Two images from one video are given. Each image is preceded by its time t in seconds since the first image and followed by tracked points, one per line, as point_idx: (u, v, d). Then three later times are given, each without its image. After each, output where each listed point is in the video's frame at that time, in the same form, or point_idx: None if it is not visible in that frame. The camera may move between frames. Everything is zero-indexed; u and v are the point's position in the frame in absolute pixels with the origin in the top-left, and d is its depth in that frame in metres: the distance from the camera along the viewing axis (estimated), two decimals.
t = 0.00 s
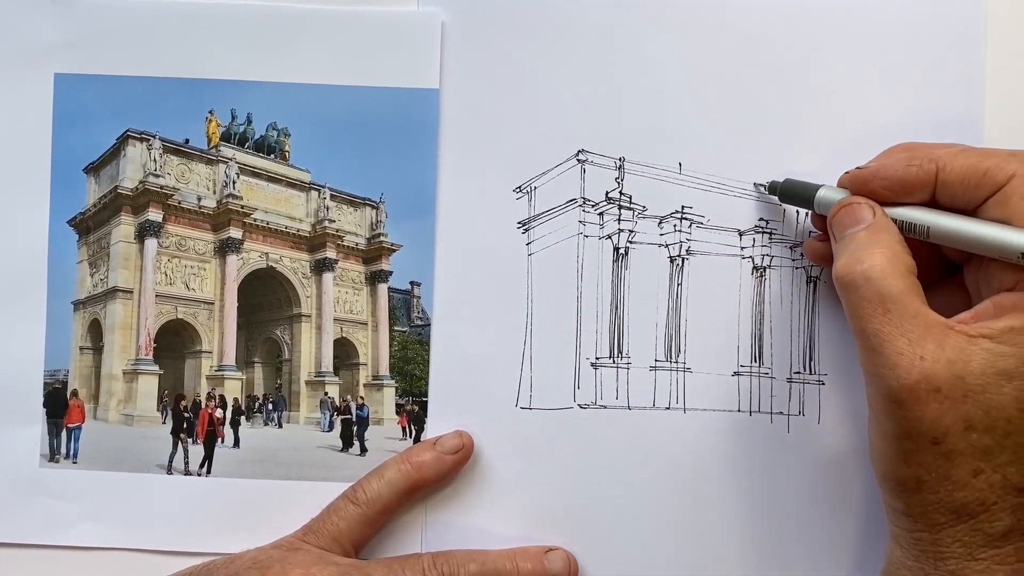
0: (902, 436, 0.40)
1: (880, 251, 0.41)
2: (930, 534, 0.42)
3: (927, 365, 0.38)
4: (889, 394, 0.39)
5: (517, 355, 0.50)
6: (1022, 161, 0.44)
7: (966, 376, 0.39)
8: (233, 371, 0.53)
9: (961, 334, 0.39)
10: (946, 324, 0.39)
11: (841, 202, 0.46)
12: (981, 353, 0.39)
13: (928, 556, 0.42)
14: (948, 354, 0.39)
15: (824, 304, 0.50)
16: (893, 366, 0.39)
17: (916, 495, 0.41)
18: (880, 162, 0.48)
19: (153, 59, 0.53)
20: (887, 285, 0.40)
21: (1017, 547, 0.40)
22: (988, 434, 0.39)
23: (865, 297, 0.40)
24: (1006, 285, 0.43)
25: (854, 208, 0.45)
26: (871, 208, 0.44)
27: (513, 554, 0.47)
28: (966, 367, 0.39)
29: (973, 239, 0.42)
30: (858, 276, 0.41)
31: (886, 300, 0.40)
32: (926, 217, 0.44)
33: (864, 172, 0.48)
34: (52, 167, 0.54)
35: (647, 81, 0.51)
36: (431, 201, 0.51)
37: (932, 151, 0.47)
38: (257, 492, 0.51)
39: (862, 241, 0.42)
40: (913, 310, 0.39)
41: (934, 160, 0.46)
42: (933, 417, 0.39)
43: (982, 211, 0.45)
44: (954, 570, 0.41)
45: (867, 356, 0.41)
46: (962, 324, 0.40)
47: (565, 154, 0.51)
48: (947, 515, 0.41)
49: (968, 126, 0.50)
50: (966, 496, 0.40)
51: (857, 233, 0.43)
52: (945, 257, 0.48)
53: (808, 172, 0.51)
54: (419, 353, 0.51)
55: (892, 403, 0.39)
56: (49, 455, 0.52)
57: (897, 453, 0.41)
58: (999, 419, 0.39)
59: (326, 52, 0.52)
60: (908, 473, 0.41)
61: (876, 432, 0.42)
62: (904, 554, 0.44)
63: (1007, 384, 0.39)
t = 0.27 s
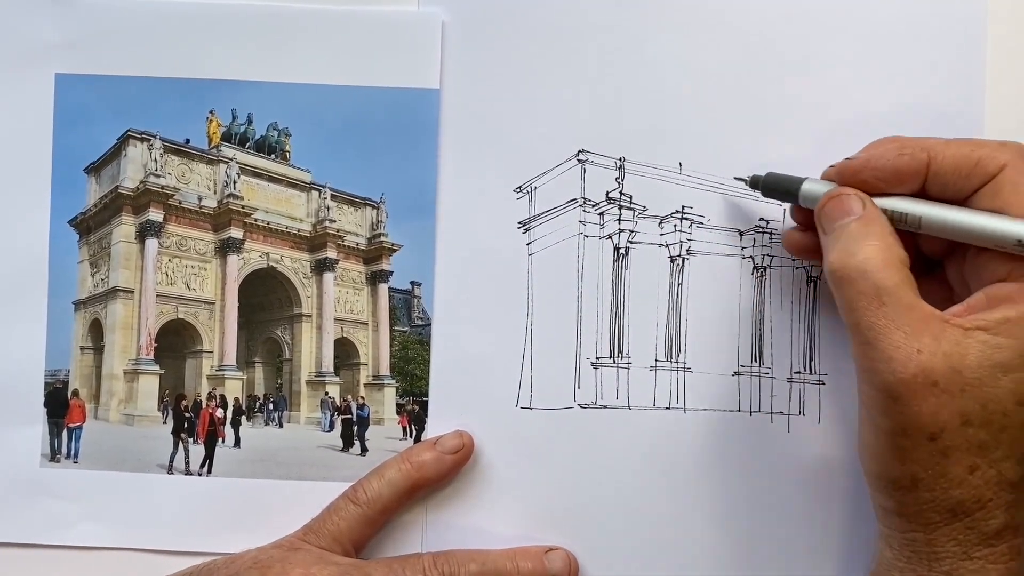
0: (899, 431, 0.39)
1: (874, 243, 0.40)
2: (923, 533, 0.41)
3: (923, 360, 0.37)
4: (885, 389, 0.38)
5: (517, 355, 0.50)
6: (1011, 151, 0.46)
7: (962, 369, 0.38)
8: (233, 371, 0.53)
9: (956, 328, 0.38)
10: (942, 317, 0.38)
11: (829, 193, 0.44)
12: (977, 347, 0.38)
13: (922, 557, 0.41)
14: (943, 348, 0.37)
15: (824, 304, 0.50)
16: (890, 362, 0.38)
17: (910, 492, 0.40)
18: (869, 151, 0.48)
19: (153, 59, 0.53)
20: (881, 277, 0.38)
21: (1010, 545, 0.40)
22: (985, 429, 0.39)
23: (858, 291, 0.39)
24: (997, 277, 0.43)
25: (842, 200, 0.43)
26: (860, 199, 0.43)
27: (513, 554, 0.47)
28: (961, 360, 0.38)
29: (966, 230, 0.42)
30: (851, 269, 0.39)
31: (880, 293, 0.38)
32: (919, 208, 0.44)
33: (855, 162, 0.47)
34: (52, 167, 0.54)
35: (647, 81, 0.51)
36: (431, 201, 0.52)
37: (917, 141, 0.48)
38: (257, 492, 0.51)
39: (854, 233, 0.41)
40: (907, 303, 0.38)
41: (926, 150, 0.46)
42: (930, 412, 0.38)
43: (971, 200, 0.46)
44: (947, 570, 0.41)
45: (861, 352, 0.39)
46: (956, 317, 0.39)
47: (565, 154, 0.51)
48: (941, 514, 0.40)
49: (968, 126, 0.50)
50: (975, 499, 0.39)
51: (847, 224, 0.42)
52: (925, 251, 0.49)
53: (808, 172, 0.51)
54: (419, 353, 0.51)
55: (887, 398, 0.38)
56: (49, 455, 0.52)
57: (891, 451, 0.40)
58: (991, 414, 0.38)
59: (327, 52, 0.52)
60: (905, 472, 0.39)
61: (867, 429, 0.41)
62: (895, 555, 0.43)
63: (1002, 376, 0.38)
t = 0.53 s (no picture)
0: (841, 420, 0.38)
1: (810, 236, 0.39)
2: (873, 521, 0.39)
3: (860, 351, 0.37)
4: (825, 382, 0.38)
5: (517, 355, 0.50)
6: (946, 140, 0.44)
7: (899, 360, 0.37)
8: (233, 371, 0.53)
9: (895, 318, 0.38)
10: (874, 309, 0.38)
11: (767, 188, 0.44)
12: (913, 337, 0.37)
13: (874, 544, 0.40)
14: (880, 339, 0.37)
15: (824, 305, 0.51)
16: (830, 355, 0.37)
17: (858, 483, 0.39)
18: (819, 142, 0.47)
19: (153, 59, 0.53)
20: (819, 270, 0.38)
21: (959, 530, 0.39)
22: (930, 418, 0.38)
23: (796, 285, 0.39)
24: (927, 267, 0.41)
25: (778, 194, 0.43)
26: (797, 193, 0.42)
27: (513, 554, 0.47)
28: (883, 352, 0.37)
29: (899, 222, 0.40)
30: (789, 264, 0.39)
31: (817, 286, 0.38)
32: (855, 200, 0.43)
33: (793, 157, 0.47)
34: (52, 167, 0.54)
35: (647, 80, 0.51)
36: (431, 201, 0.52)
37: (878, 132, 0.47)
38: (258, 492, 0.51)
39: (793, 227, 0.40)
40: (845, 296, 0.37)
41: (860, 142, 0.45)
42: (870, 402, 0.37)
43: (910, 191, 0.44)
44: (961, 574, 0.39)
45: (801, 346, 0.39)
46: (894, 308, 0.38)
47: (565, 154, 0.51)
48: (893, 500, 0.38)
49: (968, 125, 0.50)
50: (978, 499, 0.39)
51: (786, 218, 0.41)
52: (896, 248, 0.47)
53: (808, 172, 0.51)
54: (419, 353, 0.51)
55: (828, 389, 0.38)
56: (49, 455, 0.52)
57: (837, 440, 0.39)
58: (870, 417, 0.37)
59: (327, 51, 0.52)
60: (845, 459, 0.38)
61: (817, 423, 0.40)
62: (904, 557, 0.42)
63: (940, 365, 0.37)
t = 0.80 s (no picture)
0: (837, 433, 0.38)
1: (818, 242, 0.38)
2: (862, 536, 0.40)
3: (862, 362, 0.36)
4: (825, 391, 0.37)
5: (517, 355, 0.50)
6: (959, 152, 0.44)
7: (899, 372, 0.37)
8: (233, 371, 0.53)
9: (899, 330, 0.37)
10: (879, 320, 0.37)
11: (776, 190, 0.43)
12: (915, 351, 0.37)
13: (862, 560, 0.40)
14: (883, 350, 0.37)
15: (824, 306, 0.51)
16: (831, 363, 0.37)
17: (849, 496, 0.39)
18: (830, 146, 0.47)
19: (154, 59, 0.53)
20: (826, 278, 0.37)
21: (946, 546, 0.39)
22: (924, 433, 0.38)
23: (803, 293, 0.38)
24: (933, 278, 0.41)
25: (788, 198, 0.42)
26: (807, 198, 0.42)
27: (513, 554, 0.47)
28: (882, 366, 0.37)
29: (909, 232, 0.40)
30: (795, 268, 0.38)
31: (822, 294, 0.37)
32: (864, 206, 0.42)
33: (804, 161, 0.46)
34: (52, 167, 0.54)
35: (647, 80, 0.51)
36: (431, 202, 0.52)
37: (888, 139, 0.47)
38: (258, 492, 0.51)
39: (801, 233, 0.40)
40: (850, 306, 0.37)
41: (875, 148, 0.45)
42: (868, 415, 0.37)
43: (921, 201, 0.44)
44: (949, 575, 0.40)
45: (803, 354, 0.38)
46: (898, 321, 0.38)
47: (565, 154, 0.51)
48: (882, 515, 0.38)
49: (969, 125, 0.50)
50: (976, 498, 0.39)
51: (794, 223, 0.41)
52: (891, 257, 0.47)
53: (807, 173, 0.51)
54: (419, 353, 0.51)
55: (827, 400, 0.37)
56: (49, 455, 0.52)
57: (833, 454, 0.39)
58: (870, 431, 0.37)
59: (326, 52, 0.52)
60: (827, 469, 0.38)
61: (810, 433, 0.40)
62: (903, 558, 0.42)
63: (942, 381, 0.37)
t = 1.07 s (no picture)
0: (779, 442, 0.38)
1: (775, 258, 0.39)
2: (802, 551, 0.39)
3: (808, 380, 0.37)
4: (772, 405, 0.38)
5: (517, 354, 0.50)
6: (933, 188, 0.42)
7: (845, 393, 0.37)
8: (233, 371, 0.53)
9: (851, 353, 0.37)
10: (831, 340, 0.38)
11: (746, 205, 0.44)
12: (864, 374, 0.37)
13: None
14: (831, 370, 0.37)
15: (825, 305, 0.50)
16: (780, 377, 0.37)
17: (792, 510, 0.39)
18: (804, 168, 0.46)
19: (154, 59, 0.53)
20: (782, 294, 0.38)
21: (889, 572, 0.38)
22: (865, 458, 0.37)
23: (754, 307, 0.38)
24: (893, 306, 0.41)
25: (756, 215, 0.43)
26: (773, 214, 0.42)
27: (514, 554, 0.47)
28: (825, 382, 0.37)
29: (865, 262, 0.40)
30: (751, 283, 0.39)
31: (777, 309, 0.38)
32: (826, 230, 0.42)
33: (778, 184, 0.46)
34: (52, 167, 0.54)
35: (647, 80, 0.51)
36: (431, 201, 0.51)
37: (865, 167, 0.45)
38: (258, 492, 0.51)
39: (761, 249, 0.40)
40: (802, 324, 0.37)
41: (848, 177, 0.44)
42: (810, 431, 0.37)
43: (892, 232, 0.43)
44: None
45: (755, 366, 0.39)
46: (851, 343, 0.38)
47: (566, 154, 0.51)
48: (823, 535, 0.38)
49: (969, 125, 0.50)
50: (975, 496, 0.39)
51: (758, 239, 0.41)
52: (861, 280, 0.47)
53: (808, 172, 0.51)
54: (419, 353, 0.51)
55: (774, 414, 0.38)
56: (49, 455, 0.52)
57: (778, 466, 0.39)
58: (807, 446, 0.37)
59: (327, 51, 0.52)
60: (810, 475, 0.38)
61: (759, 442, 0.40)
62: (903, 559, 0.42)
63: (887, 408, 0.37)
